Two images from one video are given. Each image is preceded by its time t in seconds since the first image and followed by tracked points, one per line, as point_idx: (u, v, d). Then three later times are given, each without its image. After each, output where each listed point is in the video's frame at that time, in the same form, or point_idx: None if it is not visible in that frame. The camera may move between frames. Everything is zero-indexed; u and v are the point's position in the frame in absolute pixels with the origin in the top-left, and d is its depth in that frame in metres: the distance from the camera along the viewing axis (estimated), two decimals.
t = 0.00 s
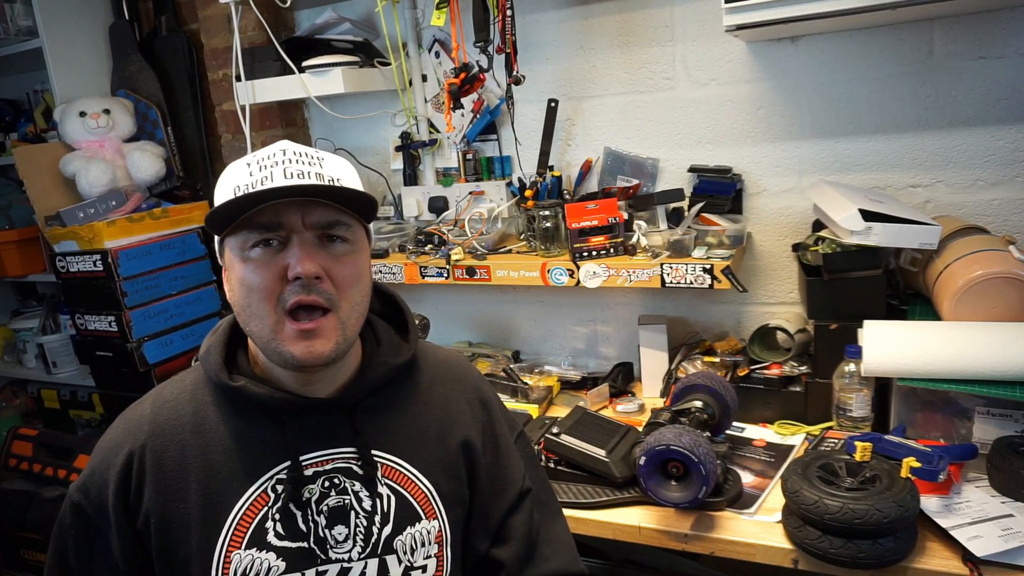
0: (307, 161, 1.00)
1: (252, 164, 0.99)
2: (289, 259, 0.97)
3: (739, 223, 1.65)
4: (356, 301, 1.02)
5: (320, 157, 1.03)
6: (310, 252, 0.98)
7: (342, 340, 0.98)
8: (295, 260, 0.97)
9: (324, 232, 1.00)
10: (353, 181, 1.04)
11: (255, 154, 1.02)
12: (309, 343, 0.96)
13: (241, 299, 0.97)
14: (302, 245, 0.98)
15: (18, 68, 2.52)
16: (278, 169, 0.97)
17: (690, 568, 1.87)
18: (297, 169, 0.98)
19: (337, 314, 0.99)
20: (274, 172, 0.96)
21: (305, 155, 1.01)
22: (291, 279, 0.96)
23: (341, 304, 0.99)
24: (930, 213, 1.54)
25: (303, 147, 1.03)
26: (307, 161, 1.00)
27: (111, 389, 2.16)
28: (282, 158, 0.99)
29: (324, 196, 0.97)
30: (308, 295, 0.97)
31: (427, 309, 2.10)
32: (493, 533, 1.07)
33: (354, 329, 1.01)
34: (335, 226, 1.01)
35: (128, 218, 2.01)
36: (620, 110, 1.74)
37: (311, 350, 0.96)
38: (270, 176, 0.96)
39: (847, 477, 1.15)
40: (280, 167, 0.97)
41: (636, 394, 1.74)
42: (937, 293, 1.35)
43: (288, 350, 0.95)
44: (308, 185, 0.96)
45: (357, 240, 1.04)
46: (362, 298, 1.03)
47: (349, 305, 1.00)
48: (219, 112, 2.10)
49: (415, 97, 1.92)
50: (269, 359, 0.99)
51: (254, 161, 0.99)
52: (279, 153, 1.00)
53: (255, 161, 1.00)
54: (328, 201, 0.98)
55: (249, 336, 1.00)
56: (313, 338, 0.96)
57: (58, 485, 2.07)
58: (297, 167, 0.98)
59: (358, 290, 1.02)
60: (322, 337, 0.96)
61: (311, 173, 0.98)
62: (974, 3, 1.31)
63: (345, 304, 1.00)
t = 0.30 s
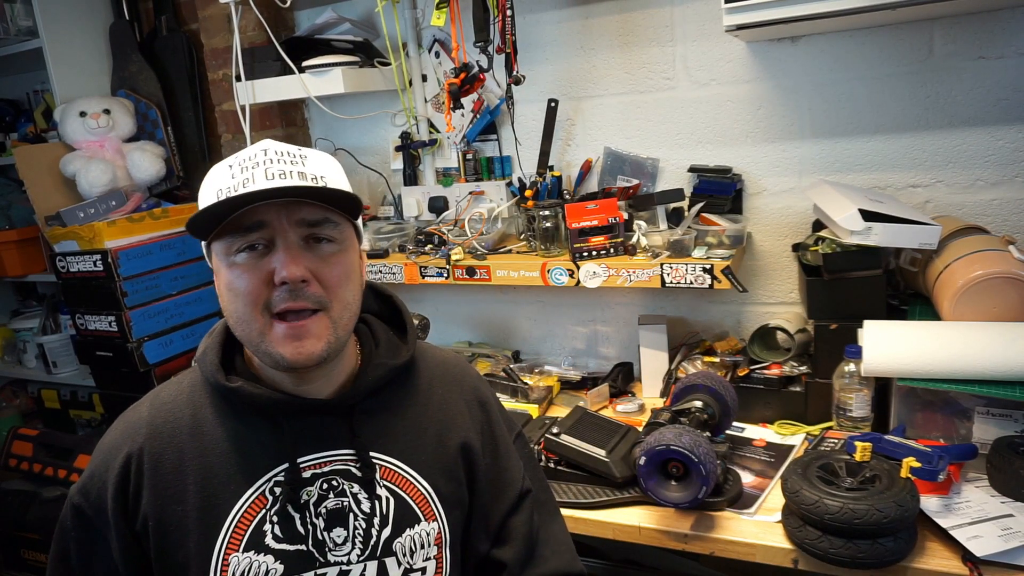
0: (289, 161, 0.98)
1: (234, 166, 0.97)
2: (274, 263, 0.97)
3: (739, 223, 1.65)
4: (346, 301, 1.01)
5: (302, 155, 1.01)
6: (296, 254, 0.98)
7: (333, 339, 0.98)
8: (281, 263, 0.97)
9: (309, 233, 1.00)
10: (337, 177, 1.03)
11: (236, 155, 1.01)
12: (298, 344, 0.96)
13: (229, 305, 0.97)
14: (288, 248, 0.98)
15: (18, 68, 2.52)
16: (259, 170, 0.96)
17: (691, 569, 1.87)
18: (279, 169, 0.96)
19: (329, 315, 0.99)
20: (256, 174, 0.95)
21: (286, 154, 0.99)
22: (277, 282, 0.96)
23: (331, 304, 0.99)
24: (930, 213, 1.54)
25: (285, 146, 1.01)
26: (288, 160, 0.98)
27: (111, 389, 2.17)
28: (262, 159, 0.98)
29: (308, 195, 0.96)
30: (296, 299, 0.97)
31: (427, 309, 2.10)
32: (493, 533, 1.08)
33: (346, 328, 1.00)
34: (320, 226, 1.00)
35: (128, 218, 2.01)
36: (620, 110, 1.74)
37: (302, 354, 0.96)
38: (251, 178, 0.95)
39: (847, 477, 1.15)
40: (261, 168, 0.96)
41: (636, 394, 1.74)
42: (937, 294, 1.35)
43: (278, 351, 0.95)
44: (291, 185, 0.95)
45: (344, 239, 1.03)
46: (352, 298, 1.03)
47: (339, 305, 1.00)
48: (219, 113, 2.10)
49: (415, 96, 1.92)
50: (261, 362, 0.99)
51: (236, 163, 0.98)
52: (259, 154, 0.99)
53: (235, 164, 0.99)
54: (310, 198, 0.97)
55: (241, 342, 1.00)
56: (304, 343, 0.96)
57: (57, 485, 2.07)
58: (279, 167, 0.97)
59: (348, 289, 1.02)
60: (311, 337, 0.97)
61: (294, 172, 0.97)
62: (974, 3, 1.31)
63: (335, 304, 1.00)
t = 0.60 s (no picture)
0: (187, 261, 0.77)
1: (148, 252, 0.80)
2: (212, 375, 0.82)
3: (739, 223, 1.65)
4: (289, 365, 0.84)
5: (203, 245, 0.77)
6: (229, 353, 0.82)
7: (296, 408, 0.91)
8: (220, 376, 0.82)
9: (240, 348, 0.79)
10: (253, 267, 0.78)
11: (155, 221, 0.81)
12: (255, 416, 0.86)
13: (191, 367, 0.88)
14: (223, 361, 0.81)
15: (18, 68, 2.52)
16: (161, 279, 0.79)
17: (691, 569, 1.87)
18: (178, 283, 0.78)
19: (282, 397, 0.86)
20: (160, 285, 0.79)
21: (183, 246, 0.77)
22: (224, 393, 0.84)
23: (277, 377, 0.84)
24: (930, 213, 1.54)
25: (187, 226, 0.77)
26: (184, 262, 0.77)
27: (112, 389, 2.17)
28: (161, 260, 0.78)
29: (214, 340, 0.77)
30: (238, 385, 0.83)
31: (427, 309, 2.10)
32: (506, 530, 1.05)
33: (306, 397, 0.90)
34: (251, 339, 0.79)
35: (128, 218, 2.01)
36: (620, 110, 1.74)
37: (252, 411, 0.86)
38: (158, 288, 0.79)
39: (847, 477, 1.15)
40: (162, 277, 0.78)
41: (636, 394, 1.74)
42: (937, 294, 1.35)
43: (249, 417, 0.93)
44: (192, 308, 0.78)
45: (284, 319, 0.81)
46: (303, 348, 0.84)
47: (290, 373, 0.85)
48: (219, 113, 2.10)
49: (415, 97, 1.92)
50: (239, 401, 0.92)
51: (150, 245, 0.80)
52: (163, 243, 0.78)
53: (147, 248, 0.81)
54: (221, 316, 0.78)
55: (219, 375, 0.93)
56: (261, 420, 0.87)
57: (58, 484, 2.07)
58: (177, 279, 0.78)
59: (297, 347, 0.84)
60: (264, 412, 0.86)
61: (193, 286, 0.77)
62: (974, 3, 1.31)
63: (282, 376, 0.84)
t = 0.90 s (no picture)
0: (161, 291, 0.79)
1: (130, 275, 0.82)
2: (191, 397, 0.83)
3: (739, 223, 1.65)
4: (265, 396, 0.84)
5: (174, 277, 0.78)
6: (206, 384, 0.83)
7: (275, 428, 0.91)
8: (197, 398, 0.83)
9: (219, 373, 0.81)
10: (221, 300, 0.79)
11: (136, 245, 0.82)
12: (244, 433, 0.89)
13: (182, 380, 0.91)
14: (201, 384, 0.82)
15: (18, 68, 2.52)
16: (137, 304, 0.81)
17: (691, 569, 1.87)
18: (151, 310, 0.79)
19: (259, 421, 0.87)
20: (135, 310, 0.81)
21: (158, 275, 0.79)
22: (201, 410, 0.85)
23: (261, 408, 0.85)
24: (930, 213, 1.54)
25: (163, 255, 0.79)
26: (159, 291, 0.79)
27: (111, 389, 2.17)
28: (140, 285, 0.80)
29: (178, 374, 0.78)
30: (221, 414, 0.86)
31: (426, 309, 2.10)
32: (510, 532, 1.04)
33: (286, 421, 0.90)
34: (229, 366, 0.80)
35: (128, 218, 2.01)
36: (620, 110, 1.74)
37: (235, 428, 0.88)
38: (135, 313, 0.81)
39: (847, 477, 1.15)
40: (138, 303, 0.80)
41: (636, 394, 1.74)
42: (937, 294, 1.35)
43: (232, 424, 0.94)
44: (164, 336, 0.80)
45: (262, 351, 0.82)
46: (281, 383, 0.85)
47: (267, 405, 0.86)
48: (219, 112, 2.10)
49: (415, 97, 1.92)
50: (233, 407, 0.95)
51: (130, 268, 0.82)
52: (140, 270, 0.80)
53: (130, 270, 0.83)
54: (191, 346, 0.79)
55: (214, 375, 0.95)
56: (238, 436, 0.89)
57: (58, 485, 2.07)
58: (150, 307, 0.79)
59: (275, 381, 0.84)
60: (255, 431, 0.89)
61: (165, 315, 0.79)
62: (974, 3, 1.31)
63: (261, 408, 0.85)
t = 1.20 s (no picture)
0: (166, 285, 0.79)
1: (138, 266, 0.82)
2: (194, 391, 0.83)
3: (739, 223, 1.65)
4: (267, 391, 0.84)
5: (179, 270, 0.78)
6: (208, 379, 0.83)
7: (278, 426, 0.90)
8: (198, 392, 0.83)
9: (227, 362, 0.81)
10: (225, 296, 0.79)
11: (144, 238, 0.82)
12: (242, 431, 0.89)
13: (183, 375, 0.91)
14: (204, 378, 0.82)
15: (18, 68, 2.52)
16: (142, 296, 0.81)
17: (690, 569, 1.87)
18: (155, 303, 0.79)
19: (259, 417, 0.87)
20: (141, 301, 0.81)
21: (163, 270, 0.79)
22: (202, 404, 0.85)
23: (263, 404, 0.85)
24: (930, 213, 1.54)
25: (170, 248, 0.79)
26: (163, 285, 0.79)
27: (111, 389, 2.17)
28: (145, 279, 0.80)
29: (181, 366, 0.78)
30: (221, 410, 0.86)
31: (426, 309, 2.10)
32: (506, 536, 1.03)
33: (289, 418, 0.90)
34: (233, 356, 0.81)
35: (128, 218, 2.01)
36: (620, 110, 1.74)
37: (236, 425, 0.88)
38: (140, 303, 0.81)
39: (848, 477, 1.15)
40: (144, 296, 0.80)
41: (636, 394, 1.74)
42: (937, 294, 1.35)
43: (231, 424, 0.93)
44: (166, 328, 0.80)
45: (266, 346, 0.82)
46: (284, 381, 0.85)
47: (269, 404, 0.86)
48: (219, 113, 2.10)
49: (415, 97, 1.92)
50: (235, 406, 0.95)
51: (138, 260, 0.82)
52: (149, 262, 0.80)
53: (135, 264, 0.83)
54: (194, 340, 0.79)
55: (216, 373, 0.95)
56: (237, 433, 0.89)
57: (59, 484, 2.08)
58: (156, 299, 0.79)
59: (278, 379, 0.84)
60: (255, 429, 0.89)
61: (169, 308, 0.79)
62: (975, 3, 1.31)
63: (263, 405, 0.85)
